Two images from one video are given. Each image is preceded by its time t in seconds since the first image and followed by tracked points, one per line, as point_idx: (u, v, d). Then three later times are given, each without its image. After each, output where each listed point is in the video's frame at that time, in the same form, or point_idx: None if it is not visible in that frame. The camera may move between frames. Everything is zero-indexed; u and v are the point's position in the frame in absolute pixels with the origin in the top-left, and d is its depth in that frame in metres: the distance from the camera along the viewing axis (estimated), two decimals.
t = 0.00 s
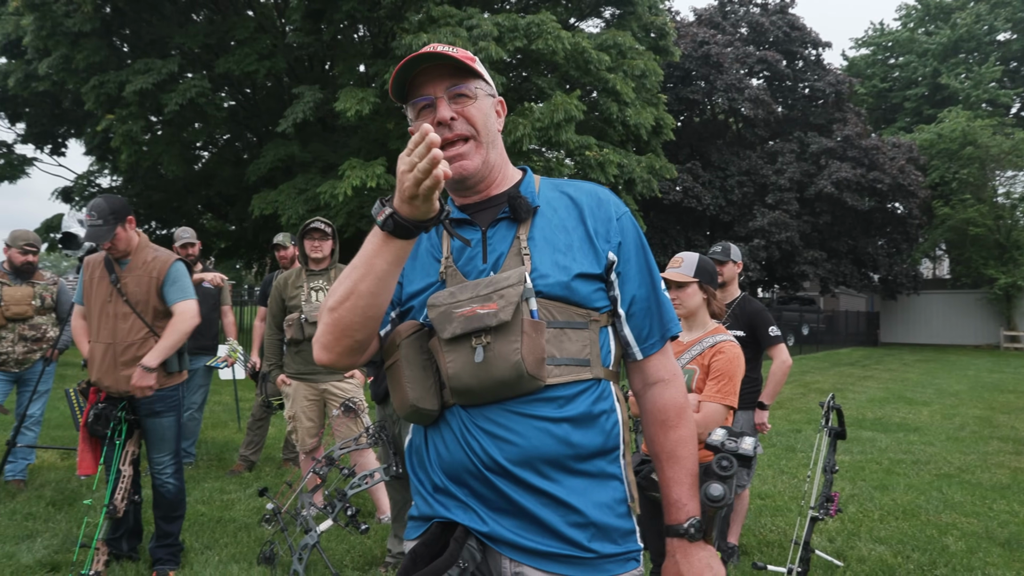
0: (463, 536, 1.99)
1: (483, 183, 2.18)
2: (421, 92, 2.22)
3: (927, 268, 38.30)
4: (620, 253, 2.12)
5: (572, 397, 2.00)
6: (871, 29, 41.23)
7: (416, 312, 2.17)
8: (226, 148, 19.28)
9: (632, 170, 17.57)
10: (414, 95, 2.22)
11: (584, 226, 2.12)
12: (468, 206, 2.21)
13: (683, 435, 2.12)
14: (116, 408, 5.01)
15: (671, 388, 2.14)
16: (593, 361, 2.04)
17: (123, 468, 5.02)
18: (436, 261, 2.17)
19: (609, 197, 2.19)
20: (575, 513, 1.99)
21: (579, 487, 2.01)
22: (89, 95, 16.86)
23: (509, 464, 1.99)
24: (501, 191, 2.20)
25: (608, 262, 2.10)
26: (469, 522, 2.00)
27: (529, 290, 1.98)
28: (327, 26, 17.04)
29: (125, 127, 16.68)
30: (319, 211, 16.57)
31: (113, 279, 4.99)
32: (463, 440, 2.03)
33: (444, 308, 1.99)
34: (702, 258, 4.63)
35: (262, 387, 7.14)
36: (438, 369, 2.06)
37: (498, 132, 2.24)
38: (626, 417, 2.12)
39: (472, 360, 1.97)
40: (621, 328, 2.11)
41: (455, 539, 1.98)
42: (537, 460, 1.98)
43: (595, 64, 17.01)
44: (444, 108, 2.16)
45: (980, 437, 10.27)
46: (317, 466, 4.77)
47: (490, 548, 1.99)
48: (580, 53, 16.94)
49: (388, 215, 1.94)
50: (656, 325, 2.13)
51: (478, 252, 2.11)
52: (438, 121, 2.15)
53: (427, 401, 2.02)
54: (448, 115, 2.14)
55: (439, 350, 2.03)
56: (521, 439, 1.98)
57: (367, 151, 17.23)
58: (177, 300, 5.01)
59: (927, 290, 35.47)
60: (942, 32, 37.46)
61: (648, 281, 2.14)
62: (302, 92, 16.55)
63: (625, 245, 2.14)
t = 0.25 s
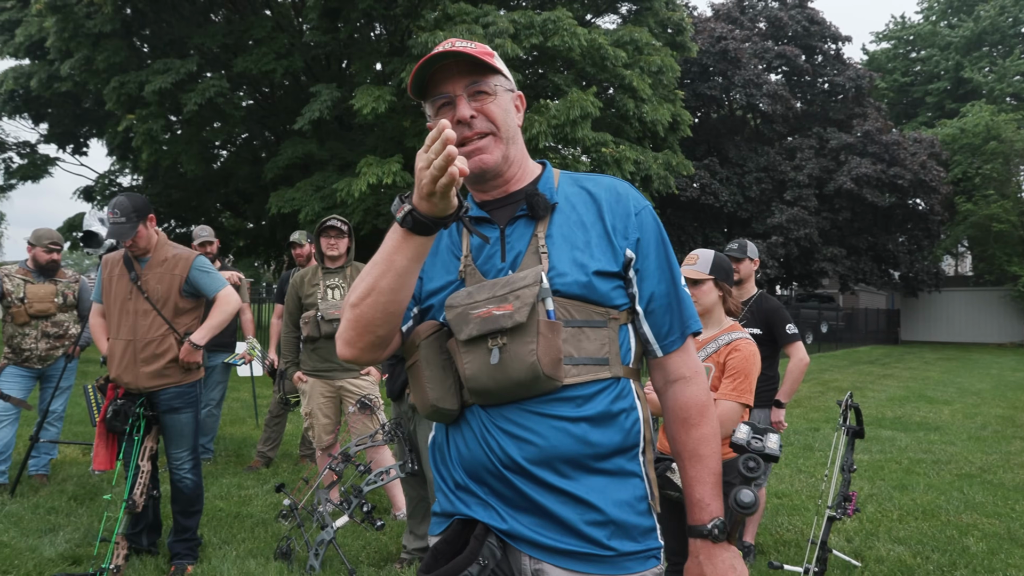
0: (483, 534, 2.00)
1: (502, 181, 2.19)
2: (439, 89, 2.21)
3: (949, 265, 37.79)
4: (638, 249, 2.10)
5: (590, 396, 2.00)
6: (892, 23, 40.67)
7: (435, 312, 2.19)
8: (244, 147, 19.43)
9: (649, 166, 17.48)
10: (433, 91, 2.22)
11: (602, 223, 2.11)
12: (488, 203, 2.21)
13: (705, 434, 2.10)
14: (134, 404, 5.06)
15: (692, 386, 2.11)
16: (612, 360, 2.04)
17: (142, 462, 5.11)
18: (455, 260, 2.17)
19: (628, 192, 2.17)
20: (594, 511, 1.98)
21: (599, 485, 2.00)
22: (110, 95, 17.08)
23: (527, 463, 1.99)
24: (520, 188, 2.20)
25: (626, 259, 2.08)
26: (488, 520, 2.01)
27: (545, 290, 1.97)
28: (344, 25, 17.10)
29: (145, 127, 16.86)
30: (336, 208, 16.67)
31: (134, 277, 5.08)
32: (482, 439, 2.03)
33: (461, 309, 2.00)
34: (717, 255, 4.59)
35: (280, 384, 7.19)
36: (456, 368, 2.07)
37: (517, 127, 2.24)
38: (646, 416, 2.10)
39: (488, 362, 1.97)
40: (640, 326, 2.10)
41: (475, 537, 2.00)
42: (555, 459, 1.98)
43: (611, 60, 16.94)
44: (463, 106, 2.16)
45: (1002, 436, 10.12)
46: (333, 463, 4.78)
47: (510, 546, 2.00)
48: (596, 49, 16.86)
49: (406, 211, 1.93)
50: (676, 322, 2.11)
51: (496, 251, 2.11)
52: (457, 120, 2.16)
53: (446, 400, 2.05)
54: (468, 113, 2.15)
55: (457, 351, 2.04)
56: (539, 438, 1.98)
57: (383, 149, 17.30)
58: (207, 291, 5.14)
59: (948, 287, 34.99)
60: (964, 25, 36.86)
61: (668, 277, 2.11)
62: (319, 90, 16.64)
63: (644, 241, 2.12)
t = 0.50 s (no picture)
0: (491, 541, 2.01)
1: (518, 186, 2.21)
2: (457, 94, 2.21)
3: (956, 269, 37.64)
4: (651, 257, 2.10)
5: (600, 405, 1.99)
6: (898, 27, 40.59)
7: (448, 318, 2.22)
8: (251, 154, 19.52)
9: (653, 172, 17.48)
10: (451, 95, 2.22)
11: (615, 230, 2.11)
12: (502, 209, 2.23)
13: (717, 444, 2.08)
14: (142, 411, 5.08)
15: (704, 396, 2.11)
16: (623, 369, 2.03)
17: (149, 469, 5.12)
18: (469, 267, 2.20)
19: (641, 199, 2.17)
20: (602, 520, 1.97)
21: (608, 494, 1.99)
22: (117, 102, 17.20)
23: (536, 472, 1.99)
24: (534, 194, 2.21)
25: (638, 267, 2.08)
26: (496, 528, 2.01)
27: (555, 298, 1.98)
28: (350, 31, 17.17)
29: (152, 133, 16.95)
30: (341, 214, 16.72)
31: (140, 285, 5.10)
32: (492, 446, 2.05)
33: (471, 317, 2.02)
34: (721, 260, 4.58)
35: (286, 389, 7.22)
36: (467, 375, 2.09)
37: (534, 133, 2.26)
38: (658, 425, 2.09)
39: (496, 370, 1.98)
40: (653, 334, 2.09)
41: (483, 545, 2.00)
42: (564, 468, 1.98)
43: (616, 66, 16.95)
44: (482, 111, 2.17)
45: (1010, 442, 10.06)
46: (338, 469, 4.76)
47: (518, 554, 2.00)
48: (601, 54, 16.88)
49: (421, 217, 1.95)
50: (689, 330, 2.10)
51: (509, 257, 2.13)
52: (475, 126, 2.17)
53: (457, 407, 2.07)
54: (487, 119, 2.16)
55: (467, 359, 2.06)
56: (548, 447, 1.98)
57: (389, 155, 17.35)
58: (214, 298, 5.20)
59: (955, 292, 34.84)
60: (971, 29, 36.74)
61: (681, 286, 2.11)
62: (325, 96, 16.71)
63: (657, 248, 2.12)
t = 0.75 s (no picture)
0: (493, 550, 2.03)
1: (523, 192, 2.23)
2: (464, 98, 2.24)
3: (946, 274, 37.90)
4: (654, 265, 2.08)
5: (601, 415, 1.99)
6: (888, 35, 40.95)
7: (451, 326, 2.25)
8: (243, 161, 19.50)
9: (646, 178, 17.56)
10: (458, 100, 2.25)
11: (618, 237, 2.10)
12: (507, 216, 2.24)
13: (720, 454, 2.05)
14: (134, 419, 5.06)
15: (708, 405, 2.06)
16: (625, 379, 2.03)
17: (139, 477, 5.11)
18: (473, 276, 2.23)
19: (645, 205, 2.15)
20: (603, 530, 1.97)
21: (609, 504, 1.99)
22: (109, 111, 17.17)
23: (536, 481, 2.00)
24: (539, 200, 2.22)
25: (640, 276, 2.07)
26: (498, 536, 2.03)
27: (555, 308, 1.99)
28: (342, 39, 17.19)
29: (145, 141, 16.92)
30: (334, 221, 16.71)
31: (134, 293, 5.07)
32: (493, 456, 2.07)
33: (472, 327, 2.05)
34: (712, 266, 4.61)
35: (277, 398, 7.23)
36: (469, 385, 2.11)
37: (541, 138, 2.29)
38: (662, 435, 2.07)
39: (497, 381, 1.99)
40: (656, 343, 2.08)
41: (484, 554, 2.02)
42: (565, 478, 1.98)
43: (608, 73, 17.03)
44: (489, 116, 2.20)
45: (1001, 446, 10.12)
46: (330, 477, 4.73)
47: (519, 564, 2.01)
48: (593, 62, 16.95)
49: (424, 217, 2.04)
50: (694, 339, 2.07)
51: (512, 265, 2.15)
52: (482, 130, 2.20)
53: (459, 416, 2.10)
54: (494, 124, 2.18)
55: (468, 368, 2.07)
56: (549, 457, 1.99)
57: (381, 162, 17.37)
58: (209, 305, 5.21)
59: (946, 297, 35.05)
60: (959, 37, 37.08)
61: (685, 293, 2.08)
62: (318, 104, 16.73)
63: (661, 256, 2.09)
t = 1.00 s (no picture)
0: (491, 554, 2.04)
1: (527, 197, 2.24)
2: (467, 104, 2.25)
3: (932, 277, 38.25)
4: (656, 270, 2.10)
5: (602, 419, 2.00)
6: (873, 40, 41.33)
7: (452, 328, 2.26)
8: (231, 165, 19.41)
9: (634, 182, 17.62)
10: (462, 105, 2.26)
11: (621, 243, 2.12)
12: (510, 220, 2.26)
13: (719, 461, 2.07)
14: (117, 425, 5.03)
15: (707, 412, 2.08)
16: (626, 383, 2.04)
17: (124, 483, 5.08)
18: (475, 278, 2.23)
19: (649, 211, 2.17)
20: (602, 535, 1.98)
21: (607, 509, 2.00)
22: (95, 114, 17.05)
23: (535, 485, 2.01)
24: (543, 205, 2.24)
25: (642, 281, 2.09)
26: (495, 541, 2.03)
27: (559, 312, 1.99)
28: (331, 43, 17.14)
29: (132, 145, 16.81)
30: (323, 225, 16.67)
31: (121, 296, 5.07)
32: (493, 459, 2.07)
33: (474, 328, 2.06)
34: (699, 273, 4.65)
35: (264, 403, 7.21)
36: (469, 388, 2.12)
37: (543, 143, 2.30)
38: (661, 439, 2.09)
39: (498, 382, 2.00)
40: (656, 348, 2.10)
41: (483, 559, 2.03)
42: (564, 482, 1.99)
43: (597, 78, 17.08)
44: (491, 122, 2.20)
45: (985, 447, 10.23)
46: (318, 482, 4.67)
47: (517, 569, 2.01)
48: (582, 67, 17.00)
49: (423, 217, 2.05)
50: (694, 346, 2.08)
51: (514, 269, 2.16)
52: (484, 136, 2.21)
53: (459, 418, 2.11)
54: (496, 130, 2.19)
55: (469, 370, 2.08)
56: (550, 461, 1.99)
57: (371, 166, 17.35)
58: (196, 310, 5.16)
59: (932, 300, 35.39)
60: (943, 43, 37.47)
61: (686, 300, 2.10)
62: (306, 108, 16.69)
63: (663, 261, 2.11)
